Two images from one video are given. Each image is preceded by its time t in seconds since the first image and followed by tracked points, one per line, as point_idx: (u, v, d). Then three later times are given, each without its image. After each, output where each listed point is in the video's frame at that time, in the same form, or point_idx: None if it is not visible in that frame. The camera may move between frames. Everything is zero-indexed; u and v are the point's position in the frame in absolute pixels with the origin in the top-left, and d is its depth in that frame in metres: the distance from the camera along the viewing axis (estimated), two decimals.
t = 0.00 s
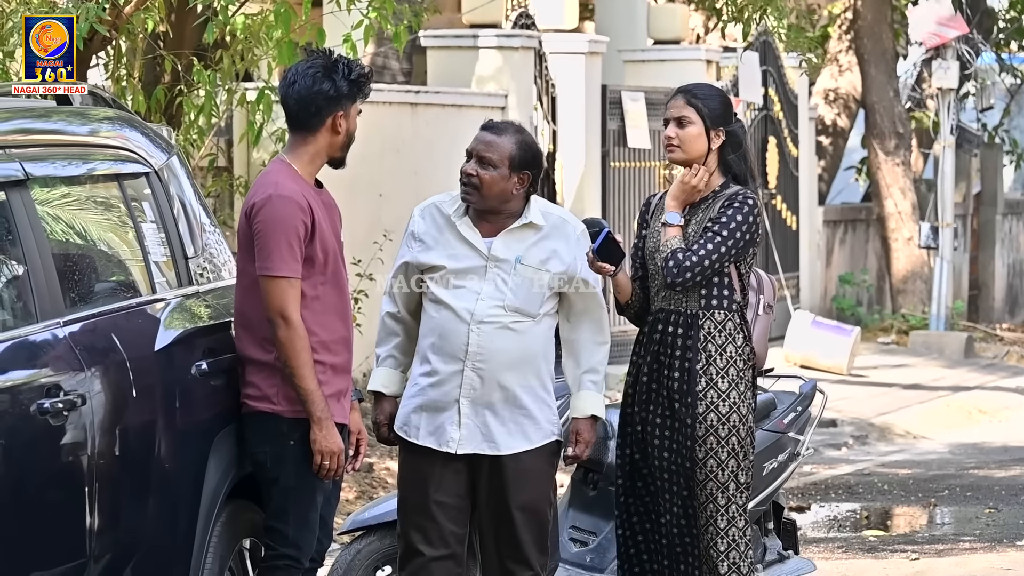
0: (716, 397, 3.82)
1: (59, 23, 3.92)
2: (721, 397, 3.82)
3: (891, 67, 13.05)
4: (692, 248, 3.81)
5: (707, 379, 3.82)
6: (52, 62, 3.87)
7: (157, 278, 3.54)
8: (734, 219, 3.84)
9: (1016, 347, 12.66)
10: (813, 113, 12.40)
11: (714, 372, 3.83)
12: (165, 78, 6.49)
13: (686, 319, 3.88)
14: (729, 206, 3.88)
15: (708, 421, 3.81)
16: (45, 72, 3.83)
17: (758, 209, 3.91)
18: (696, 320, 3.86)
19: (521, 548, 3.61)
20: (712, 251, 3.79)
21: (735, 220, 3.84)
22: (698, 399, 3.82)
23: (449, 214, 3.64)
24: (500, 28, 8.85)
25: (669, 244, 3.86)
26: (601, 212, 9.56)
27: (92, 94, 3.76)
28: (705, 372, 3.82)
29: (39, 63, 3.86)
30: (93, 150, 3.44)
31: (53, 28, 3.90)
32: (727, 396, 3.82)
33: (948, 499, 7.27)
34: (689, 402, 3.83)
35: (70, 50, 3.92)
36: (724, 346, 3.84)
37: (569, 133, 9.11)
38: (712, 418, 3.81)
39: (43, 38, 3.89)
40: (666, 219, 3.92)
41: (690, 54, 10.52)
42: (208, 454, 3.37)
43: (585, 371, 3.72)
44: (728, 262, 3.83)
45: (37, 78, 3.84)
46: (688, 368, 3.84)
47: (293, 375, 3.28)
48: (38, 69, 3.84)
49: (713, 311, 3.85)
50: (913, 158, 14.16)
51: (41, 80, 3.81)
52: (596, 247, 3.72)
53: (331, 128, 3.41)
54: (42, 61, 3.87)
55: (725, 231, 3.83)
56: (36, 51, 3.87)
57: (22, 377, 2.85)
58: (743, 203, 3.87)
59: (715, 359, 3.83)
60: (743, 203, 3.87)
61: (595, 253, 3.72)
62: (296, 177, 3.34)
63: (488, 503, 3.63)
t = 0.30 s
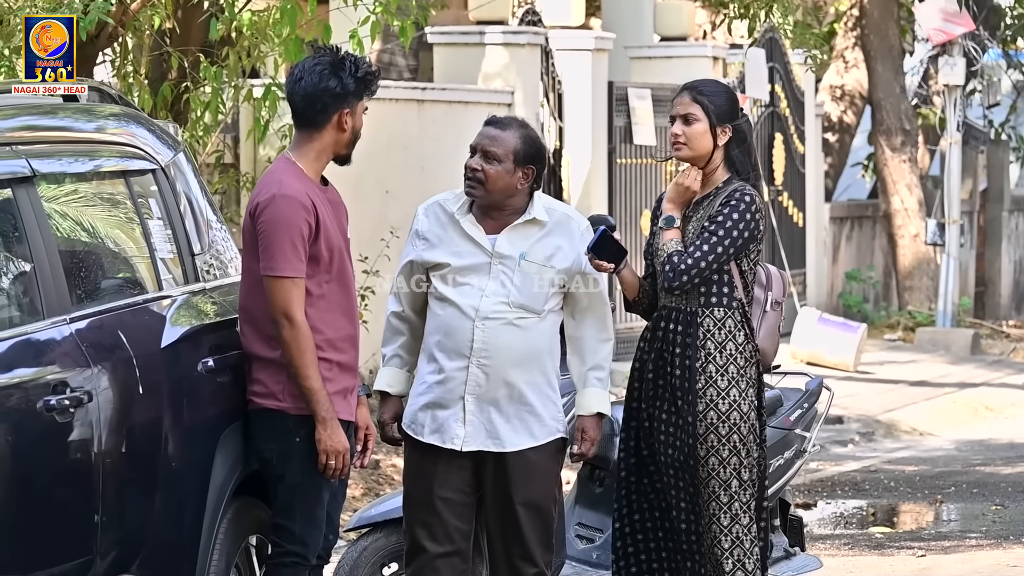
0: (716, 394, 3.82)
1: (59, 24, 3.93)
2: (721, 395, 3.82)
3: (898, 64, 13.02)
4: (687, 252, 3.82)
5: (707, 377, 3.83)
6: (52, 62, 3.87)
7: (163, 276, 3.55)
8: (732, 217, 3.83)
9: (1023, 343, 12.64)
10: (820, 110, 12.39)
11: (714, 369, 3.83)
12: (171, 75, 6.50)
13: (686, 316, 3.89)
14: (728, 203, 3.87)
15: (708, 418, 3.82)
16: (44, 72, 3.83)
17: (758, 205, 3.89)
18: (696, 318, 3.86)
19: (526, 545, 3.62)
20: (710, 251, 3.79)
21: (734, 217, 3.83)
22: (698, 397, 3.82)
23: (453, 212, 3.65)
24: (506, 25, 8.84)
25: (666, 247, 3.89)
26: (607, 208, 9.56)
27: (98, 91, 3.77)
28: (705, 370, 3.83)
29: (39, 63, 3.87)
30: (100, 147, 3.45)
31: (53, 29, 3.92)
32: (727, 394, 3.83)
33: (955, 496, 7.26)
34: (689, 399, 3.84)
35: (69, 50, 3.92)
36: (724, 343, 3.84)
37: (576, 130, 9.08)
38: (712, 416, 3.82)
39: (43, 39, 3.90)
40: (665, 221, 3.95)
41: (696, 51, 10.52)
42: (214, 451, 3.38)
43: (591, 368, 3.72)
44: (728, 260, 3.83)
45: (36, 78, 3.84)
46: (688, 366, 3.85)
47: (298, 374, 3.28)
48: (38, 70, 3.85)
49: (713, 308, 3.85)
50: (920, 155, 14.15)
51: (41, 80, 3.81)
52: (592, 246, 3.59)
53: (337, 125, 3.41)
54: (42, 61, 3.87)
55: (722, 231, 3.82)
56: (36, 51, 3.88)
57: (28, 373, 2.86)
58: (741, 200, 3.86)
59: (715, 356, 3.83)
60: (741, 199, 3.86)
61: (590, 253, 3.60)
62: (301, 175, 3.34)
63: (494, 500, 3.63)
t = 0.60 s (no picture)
0: (716, 393, 3.83)
1: (59, 23, 3.93)
2: (720, 394, 3.83)
3: (900, 64, 13.02)
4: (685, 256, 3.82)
5: (706, 376, 3.83)
6: (52, 62, 3.89)
7: (166, 275, 3.56)
8: (730, 217, 3.83)
9: None
10: (823, 110, 12.39)
11: (713, 369, 3.83)
12: (175, 74, 6.51)
13: (687, 315, 3.89)
14: (726, 202, 3.86)
15: (708, 418, 3.82)
16: (44, 73, 3.86)
17: (757, 204, 3.88)
18: (697, 317, 3.87)
19: (530, 544, 3.63)
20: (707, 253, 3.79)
21: (732, 217, 3.83)
22: (697, 396, 3.83)
23: (454, 212, 3.65)
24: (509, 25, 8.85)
25: (667, 251, 3.89)
26: (610, 208, 9.56)
27: (101, 90, 3.79)
28: (704, 370, 3.83)
29: (39, 63, 3.88)
30: (103, 146, 3.46)
31: (53, 28, 3.92)
32: (727, 393, 3.83)
33: (957, 496, 7.26)
34: (689, 399, 3.85)
35: (70, 50, 3.93)
36: (724, 343, 3.84)
37: (579, 129, 9.08)
38: (712, 415, 3.82)
39: (43, 39, 3.91)
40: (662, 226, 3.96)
41: (699, 50, 10.52)
42: (217, 451, 3.38)
43: (592, 367, 3.72)
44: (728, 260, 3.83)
45: (37, 78, 3.86)
46: (688, 365, 3.86)
47: (300, 375, 3.28)
48: (38, 70, 3.88)
49: (713, 308, 3.85)
50: (923, 154, 14.14)
51: (40, 81, 3.84)
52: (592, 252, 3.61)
53: (339, 125, 3.42)
54: (42, 61, 3.89)
55: (719, 233, 3.82)
56: (36, 51, 3.89)
57: (32, 373, 2.87)
58: (738, 199, 3.85)
59: (714, 356, 3.83)
60: (739, 198, 3.86)
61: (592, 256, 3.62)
62: (302, 176, 3.35)
63: (496, 500, 3.63)
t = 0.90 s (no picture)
0: (718, 394, 3.82)
1: (59, 23, 3.94)
2: (723, 395, 3.82)
3: (901, 65, 13.03)
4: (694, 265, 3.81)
5: (709, 377, 3.83)
6: (52, 62, 3.89)
7: (167, 276, 3.56)
8: (735, 219, 3.83)
9: None
10: (824, 111, 12.39)
11: (716, 370, 3.83)
12: (175, 75, 6.51)
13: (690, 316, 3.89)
14: (730, 202, 3.86)
15: (710, 419, 3.82)
16: (44, 73, 3.86)
17: (760, 204, 3.88)
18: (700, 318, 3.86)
19: (532, 546, 3.63)
20: (716, 260, 3.79)
21: (738, 219, 3.83)
22: (700, 397, 3.83)
23: (453, 213, 3.64)
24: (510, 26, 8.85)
25: (672, 261, 3.86)
26: (611, 209, 9.56)
27: (102, 91, 3.79)
28: (707, 370, 3.83)
29: (39, 63, 3.89)
30: (104, 147, 3.46)
31: (53, 28, 3.92)
32: (729, 394, 3.83)
33: (958, 497, 7.26)
34: (692, 400, 3.85)
35: (70, 50, 3.93)
36: (727, 343, 3.84)
37: (579, 130, 9.09)
38: (714, 416, 3.83)
39: (43, 39, 3.91)
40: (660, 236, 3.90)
41: (700, 51, 10.51)
42: (218, 452, 3.38)
43: (589, 368, 3.73)
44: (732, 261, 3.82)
45: (36, 78, 3.86)
46: (691, 366, 3.86)
47: (305, 376, 3.27)
48: (38, 70, 3.88)
49: (716, 308, 3.85)
50: (924, 155, 14.14)
51: (40, 81, 3.84)
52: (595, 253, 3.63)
53: (339, 126, 3.42)
54: (42, 62, 3.89)
55: (727, 236, 3.82)
56: (36, 51, 3.90)
57: (33, 374, 2.87)
58: (742, 200, 3.85)
59: (717, 356, 3.83)
60: (742, 199, 3.85)
61: (595, 257, 3.65)
62: (304, 176, 3.35)
63: (498, 502, 3.64)
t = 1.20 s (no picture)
0: (719, 396, 3.83)
1: (59, 23, 3.93)
2: (724, 396, 3.83)
3: (900, 66, 13.04)
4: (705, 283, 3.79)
5: (710, 378, 3.83)
6: (52, 62, 3.89)
7: (167, 277, 3.56)
8: (744, 223, 3.82)
9: None
10: (823, 112, 12.40)
11: (718, 371, 3.83)
12: (175, 76, 6.51)
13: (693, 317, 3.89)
14: (735, 205, 3.84)
15: (711, 420, 3.82)
16: (44, 74, 3.86)
17: (764, 205, 3.87)
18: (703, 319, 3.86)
19: (531, 548, 3.63)
20: (734, 272, 3.79)
21: (746, 223, 3.82)
22: (701, 398, 3.83)
23: (451, 215, 3.63)
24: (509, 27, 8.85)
25: (681, 288, 3.80)
26: (610, 210, 9.56)
27: (101, 92, 3.79)
28: (708, 372, 3.84)
29: (38, 63, 3.88)
30: (102, 148, 3.45)
31: (53, 28, 3.92)
32: (730, 396, 3.83)
33: (957, 498, 7.26)
34: (693, 400, 3.85)
35: (70, 50, 3.93)
36: (729, 345, 3.84)
37: (579, 131, 9.09)
38: (715, 417, 3.82)
39: (43, 39, 3.90)
40: (658, 271, 3.81)
41: (699, 52, 10.52)
42: (218, 452, 3.38)
43: (589, 369, 3.74)
44: (742, 269, 3.80)
45: (36, 78, 3.86)
46: (693, 367, 3.86)
47: (308, 378, 3.26)
48: (38, 70, 3.87)
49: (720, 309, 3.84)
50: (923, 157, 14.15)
51: (40, 82, 3.84)
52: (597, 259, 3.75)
53: (336, 128, 3.42)
54: (42, 62, 3.89)
55: (738, 242, 3.82)
56: (36, 51, 3.89)
57: (31, 375, 2.86)
58: (746, 202, 3.83)
59: (719, 358, 3.83)
60: (747, 202, 3.84)
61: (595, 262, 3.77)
62: (303, 178, 3.34)
63: (497, 503, 3.64)
